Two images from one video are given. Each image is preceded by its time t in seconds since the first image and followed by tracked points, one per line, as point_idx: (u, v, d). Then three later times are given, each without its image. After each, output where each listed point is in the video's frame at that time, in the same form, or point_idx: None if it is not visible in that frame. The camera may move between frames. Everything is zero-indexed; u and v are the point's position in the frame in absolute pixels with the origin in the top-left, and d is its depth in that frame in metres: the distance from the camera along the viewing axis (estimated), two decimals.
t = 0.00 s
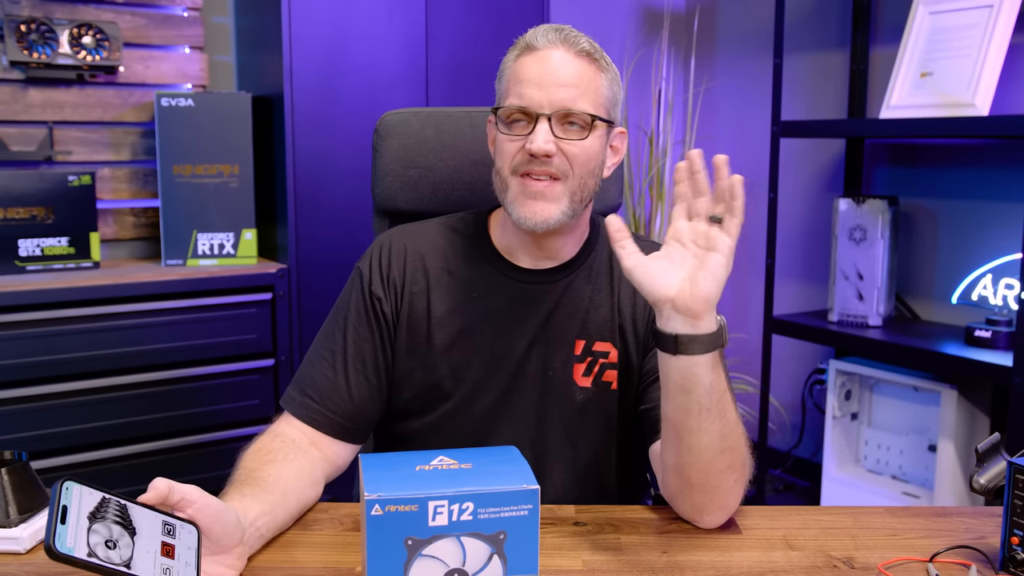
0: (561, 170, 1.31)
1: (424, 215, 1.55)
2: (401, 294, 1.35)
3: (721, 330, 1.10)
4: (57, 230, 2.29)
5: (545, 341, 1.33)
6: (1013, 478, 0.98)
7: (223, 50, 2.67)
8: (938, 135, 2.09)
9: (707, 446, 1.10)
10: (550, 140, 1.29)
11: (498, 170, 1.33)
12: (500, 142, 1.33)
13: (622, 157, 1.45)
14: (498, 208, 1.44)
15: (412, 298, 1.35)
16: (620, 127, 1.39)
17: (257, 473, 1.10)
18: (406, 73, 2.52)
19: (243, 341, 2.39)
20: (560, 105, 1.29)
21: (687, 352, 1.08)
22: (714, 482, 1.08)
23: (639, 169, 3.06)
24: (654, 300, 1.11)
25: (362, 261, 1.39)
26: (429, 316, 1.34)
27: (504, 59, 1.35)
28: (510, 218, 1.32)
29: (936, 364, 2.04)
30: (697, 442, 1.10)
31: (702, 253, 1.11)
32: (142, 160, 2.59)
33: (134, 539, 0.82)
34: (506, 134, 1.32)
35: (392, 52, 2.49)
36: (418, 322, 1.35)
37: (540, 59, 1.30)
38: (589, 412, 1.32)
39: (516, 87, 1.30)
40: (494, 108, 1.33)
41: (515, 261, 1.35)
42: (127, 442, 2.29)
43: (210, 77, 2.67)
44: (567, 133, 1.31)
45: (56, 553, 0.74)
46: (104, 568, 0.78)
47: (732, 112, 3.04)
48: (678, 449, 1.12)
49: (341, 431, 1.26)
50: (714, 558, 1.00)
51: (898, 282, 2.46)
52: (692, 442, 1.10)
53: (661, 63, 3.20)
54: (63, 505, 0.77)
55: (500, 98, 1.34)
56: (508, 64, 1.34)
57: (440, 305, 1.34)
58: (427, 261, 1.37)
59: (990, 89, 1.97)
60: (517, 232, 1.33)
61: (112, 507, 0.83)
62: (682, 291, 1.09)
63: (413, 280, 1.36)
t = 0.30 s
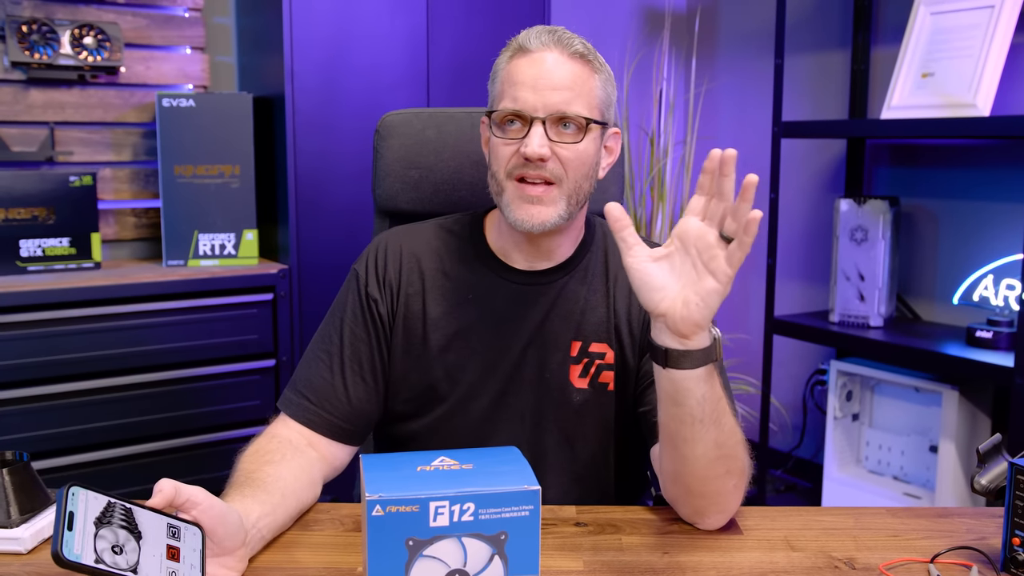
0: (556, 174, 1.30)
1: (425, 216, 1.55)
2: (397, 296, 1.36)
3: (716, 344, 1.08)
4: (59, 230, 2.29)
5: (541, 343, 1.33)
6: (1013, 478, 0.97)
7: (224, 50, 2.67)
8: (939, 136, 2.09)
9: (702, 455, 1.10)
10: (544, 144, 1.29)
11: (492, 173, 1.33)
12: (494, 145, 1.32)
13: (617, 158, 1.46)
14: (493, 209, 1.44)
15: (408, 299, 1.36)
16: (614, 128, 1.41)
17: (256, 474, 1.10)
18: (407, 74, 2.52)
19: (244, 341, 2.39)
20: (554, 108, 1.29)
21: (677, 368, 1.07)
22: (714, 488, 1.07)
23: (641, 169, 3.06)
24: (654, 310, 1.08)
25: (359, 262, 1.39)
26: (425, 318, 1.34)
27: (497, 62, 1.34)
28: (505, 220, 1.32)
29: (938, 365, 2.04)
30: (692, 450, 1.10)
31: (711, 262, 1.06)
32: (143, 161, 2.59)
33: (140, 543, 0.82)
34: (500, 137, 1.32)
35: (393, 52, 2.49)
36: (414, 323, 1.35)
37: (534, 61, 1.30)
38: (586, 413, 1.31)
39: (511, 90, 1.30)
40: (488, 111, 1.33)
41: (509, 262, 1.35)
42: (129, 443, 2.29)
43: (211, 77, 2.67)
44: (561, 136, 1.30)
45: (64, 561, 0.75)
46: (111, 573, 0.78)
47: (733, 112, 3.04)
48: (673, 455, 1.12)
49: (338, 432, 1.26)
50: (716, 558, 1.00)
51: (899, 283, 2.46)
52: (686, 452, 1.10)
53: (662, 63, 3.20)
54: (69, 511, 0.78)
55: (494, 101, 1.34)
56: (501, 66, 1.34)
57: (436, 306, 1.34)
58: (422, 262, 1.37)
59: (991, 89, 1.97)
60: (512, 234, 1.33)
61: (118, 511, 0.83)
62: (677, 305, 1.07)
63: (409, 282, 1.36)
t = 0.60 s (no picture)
0: (546, 175, 1.29)
1: (427, 216, 1.55)
2: (393, 297, 1.36)
3: (708, 344, 1.08)
4: (61, 230, 2.29)
5: (537, 344, 1.33)
6: (1018, 480, 0.96)
7: (226, 51, 2.67)
8: (941, 136, 2.09)
9: (700, 457, 1.10)
10: (534, 145, 1.29)
11: (484, 176, 1.32)
12: (486, 147, 1.32)
13: (609, 158, 1.47)
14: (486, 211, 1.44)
15: (404, 301, 1.36)
16: (607, 127, 1.42)
17: (254, 475, 1.10)
18: (409, 74, 2.52)
19: (246, 342, 2.39)
20: (544, 109, 1.29)
21: (672, 368, 1.07)
22: (714, 489, 1.07)
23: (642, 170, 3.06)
24: (645, 312, 1.08)
25: (356, 264, 1.39)
26: (421, 319, 1.35)
27: (488, 63, 1.35)
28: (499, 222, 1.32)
29: (939, 366, 2.04)
30: (689, 449, 1.10)
31: (700, 262, 1.06)
32: (145, 161, 2.60)
33: (141, 544, 0.82)
34: (491, 139, 1.31)
35: (394, 53, 2.49)
36: (410, 325, 1.35)
37: (525, 61, 1.30)
38: (583, 415, 1.31)
39: (501, 91, 1.30)
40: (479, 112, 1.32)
41: (504, 264, 1.35)
42: (130, 443, 2.29)
43: (213, 78, 2.67)
44: (552, 136, 1.30)
45: (65, 562, 0.75)
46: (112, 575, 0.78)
47: (734, 113, 3.04)
48: (671, 456, 1.12)
49: (335, 433, 1.26)
50: (718, 559, 1.00)
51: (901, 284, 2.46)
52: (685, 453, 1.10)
53: (664, 64, 3.20)
54: (69, 513, 0.78)
55: (485, 103, 1.34)
56: (491, 68, 1.34)
57: (432, 308, 1.35)
58: (418, 264, 1.37)
59: (993, 89, 1.97)
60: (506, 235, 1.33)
61: (118, 512, 0.83)
62: (667, 305, 1.07)
63: (405, 283, 1.37)
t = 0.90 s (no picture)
0: (552, 182, 1.30)
1: (428, 216, 1.55)
2: (393, 298, 1.36)
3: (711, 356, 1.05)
4: (63, 231, 2.29)
5: (536, 345, 1.32)
6: (1018, 481, 0.95)
7: (228, 51, 2.67)
8: (942, 137, 2.09)
9: (702, 462, 1.09)
10: (540, 152, 1.29)
11: (487, 180, 1.33)
12: (490, 153, 1.32)
13: (608, 156, 1.47)
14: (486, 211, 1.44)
15: (404, 301, 1.36)
16: (605, 127, 1.42)
17: (255, 475, 1.10)
18: (410, 74, 2.52)
19: (247, 342, 2.39)
20: (549, 115, 1.29)
21: (675, 380, 1.04)
22: (716, 492, 1.06)
23: (644, 171, 3.06)
24: (650, 320, 1.03)
25: (356, 265, 1.39)
26: (420, 320, 1.35)
27: (487, 65, 1.34)
28: (501, 226, 1.32)
29: (941, 366, 2.04)
30: (691, 458, 1.09)
31: (712, 276, 1.01)
32: (147, 161, 2.60)
33: (143, 544, 0.82)
34: (495, 145, 1.31)
35: (396, 53, 2.49)
36: (410, 325, 1.35)
37: (527, 66, 1.29)
38: (583, 415, 1.31)
39: (504, 97, 1.30)
40: (482, 118, 1.32)
41: (504, 265, 1.35)
42: (131, 443, 2.30)
43: (215, 78, 2.67)
44: (556, 142, 1.30)
45: (68, 562, 0.76)
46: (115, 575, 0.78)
47: (736, 113, 3.04)
48: (672, 461, 1.11)
49: (335, 434, 1.26)
50: (720, 560, 1.00)
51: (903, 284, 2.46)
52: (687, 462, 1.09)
53: (666, 64, 3.19)
54: (73, 513, 0.78)
55: (485, 106, 1.33)
56: (490, 70, 1.33)
57: (431, 308, 1.35)
58: (418, 264, 1.38)
59: (995, 90, 1.97)
60: (506, 237, 1.34)
61: (121, 512, 0.83)
62: (673, 316, 1.02)
63: (405, 284, 1.37)
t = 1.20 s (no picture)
0: (556, 181, 1.31)
1: (429, 217, 1.55)
2: (393, 298, 1.36)
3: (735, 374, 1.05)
4: (63, 231, 2.29)
5: (537, 346, 1.32)
6: (1018, 482, 0.95)
7: (228, 52, 2.67)
8: (943, 138, 2.09)
9: (717, 471, 1.08)
10: (546, 151, 1.29)
11: (490, 178, 1.33)
12: (494, 150, 1.32)
13: (610, 161, 1.47)
14: (486, 211, 1.44)
15: (404, 302, 1.36)
16: (607, 134, 1.41)
17: (255, 476, 1.10)
18: (411, 75, 2.52)
19: (248, 343, 2.39)
20: (556, 115, 1.29)
21: (699, 394, 1.05)
22: (728, 497, 1.06)
23: (644, 171, 3.06)
24: (680, 330, 1.03)
25: (356, 265, 1.40)
26: (420, 321, 1.35)
27: (492, 62, 1.34)
28: (502, 224, 1.32)
29: (941, 366, 2.04)
30: (706, 467, 1.08)
31: (750, 304, 1.00)
32: (148, 162, 2.60)
33: (143, 545, 0.82)
34: (500, 142, 1.32)
35: (397, 54, 2.49)
36: (410, 327, 1.35)
37: (535, 66, 1.29)
38: (584, 417, 1.31)
39: (511, 95, 1.30)
40: (489, 115, 1.32)
41: (505, 265, 1.36)
42: (132, 443, 2.30)
43: (215, 79, 2.67)
44: (562, 143, 1.31)
45: (67, 564, 0.75)
46: None
47: (737, 113, 3.04)
48: (688, 469, 1.10)
49: (335, 435, 1.26)
50: (721, 560, 1.00)
51: (904, 284, 2.46)
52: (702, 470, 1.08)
53: (666, 64, 3.20)
54: (72, 515, 0.78)
55: (490, 104, 1.33)
56: (496, 67, 1.32)
57: (431, 310, 1.35)
58: (418, 265, 1.38)
59: (995, 90, 1.97)
60: (507, 237, 1.34)
61: (120, 514, 0.83)
62: (705, 333, 1.02)
63: (405, 285, 1.37)
